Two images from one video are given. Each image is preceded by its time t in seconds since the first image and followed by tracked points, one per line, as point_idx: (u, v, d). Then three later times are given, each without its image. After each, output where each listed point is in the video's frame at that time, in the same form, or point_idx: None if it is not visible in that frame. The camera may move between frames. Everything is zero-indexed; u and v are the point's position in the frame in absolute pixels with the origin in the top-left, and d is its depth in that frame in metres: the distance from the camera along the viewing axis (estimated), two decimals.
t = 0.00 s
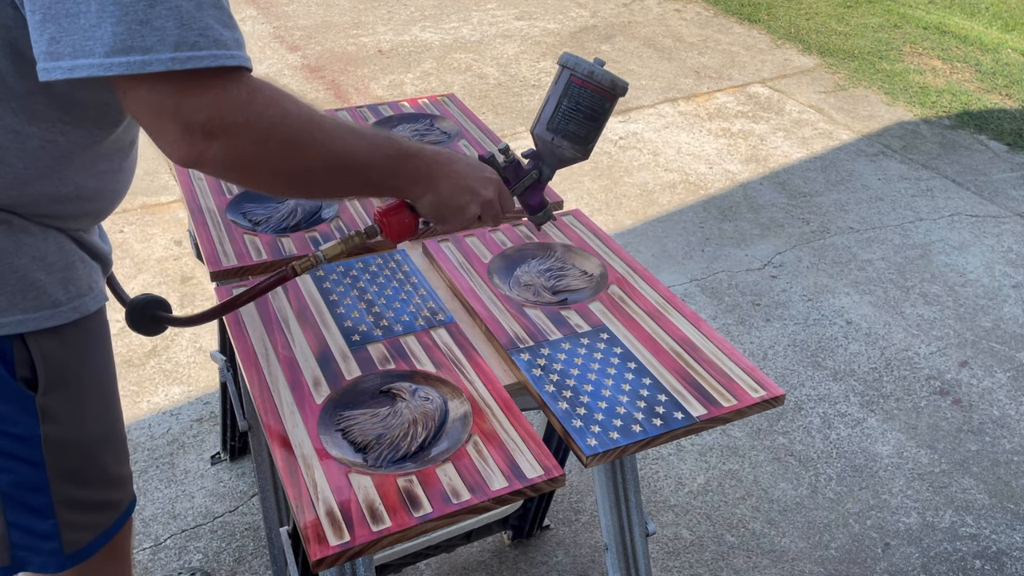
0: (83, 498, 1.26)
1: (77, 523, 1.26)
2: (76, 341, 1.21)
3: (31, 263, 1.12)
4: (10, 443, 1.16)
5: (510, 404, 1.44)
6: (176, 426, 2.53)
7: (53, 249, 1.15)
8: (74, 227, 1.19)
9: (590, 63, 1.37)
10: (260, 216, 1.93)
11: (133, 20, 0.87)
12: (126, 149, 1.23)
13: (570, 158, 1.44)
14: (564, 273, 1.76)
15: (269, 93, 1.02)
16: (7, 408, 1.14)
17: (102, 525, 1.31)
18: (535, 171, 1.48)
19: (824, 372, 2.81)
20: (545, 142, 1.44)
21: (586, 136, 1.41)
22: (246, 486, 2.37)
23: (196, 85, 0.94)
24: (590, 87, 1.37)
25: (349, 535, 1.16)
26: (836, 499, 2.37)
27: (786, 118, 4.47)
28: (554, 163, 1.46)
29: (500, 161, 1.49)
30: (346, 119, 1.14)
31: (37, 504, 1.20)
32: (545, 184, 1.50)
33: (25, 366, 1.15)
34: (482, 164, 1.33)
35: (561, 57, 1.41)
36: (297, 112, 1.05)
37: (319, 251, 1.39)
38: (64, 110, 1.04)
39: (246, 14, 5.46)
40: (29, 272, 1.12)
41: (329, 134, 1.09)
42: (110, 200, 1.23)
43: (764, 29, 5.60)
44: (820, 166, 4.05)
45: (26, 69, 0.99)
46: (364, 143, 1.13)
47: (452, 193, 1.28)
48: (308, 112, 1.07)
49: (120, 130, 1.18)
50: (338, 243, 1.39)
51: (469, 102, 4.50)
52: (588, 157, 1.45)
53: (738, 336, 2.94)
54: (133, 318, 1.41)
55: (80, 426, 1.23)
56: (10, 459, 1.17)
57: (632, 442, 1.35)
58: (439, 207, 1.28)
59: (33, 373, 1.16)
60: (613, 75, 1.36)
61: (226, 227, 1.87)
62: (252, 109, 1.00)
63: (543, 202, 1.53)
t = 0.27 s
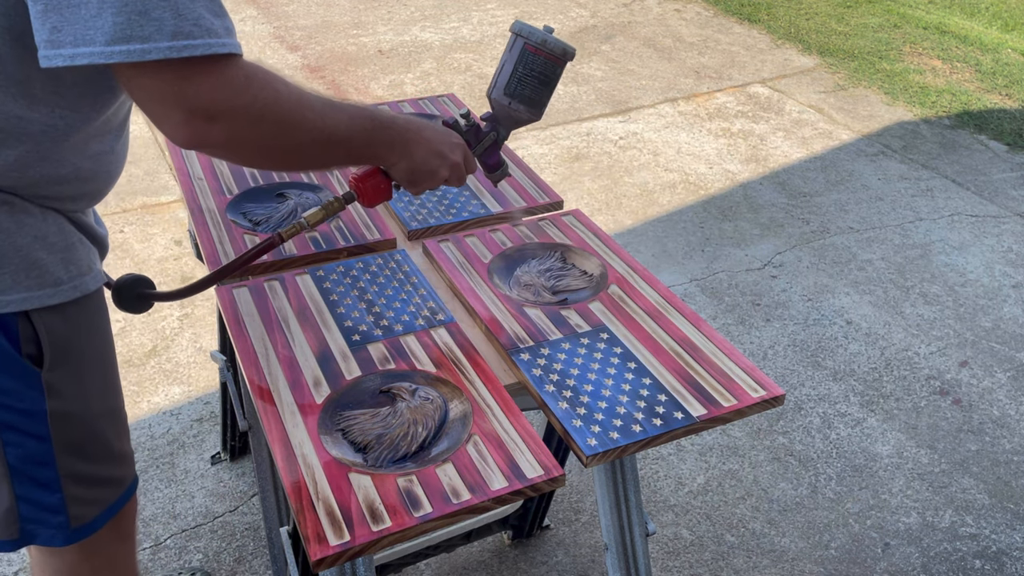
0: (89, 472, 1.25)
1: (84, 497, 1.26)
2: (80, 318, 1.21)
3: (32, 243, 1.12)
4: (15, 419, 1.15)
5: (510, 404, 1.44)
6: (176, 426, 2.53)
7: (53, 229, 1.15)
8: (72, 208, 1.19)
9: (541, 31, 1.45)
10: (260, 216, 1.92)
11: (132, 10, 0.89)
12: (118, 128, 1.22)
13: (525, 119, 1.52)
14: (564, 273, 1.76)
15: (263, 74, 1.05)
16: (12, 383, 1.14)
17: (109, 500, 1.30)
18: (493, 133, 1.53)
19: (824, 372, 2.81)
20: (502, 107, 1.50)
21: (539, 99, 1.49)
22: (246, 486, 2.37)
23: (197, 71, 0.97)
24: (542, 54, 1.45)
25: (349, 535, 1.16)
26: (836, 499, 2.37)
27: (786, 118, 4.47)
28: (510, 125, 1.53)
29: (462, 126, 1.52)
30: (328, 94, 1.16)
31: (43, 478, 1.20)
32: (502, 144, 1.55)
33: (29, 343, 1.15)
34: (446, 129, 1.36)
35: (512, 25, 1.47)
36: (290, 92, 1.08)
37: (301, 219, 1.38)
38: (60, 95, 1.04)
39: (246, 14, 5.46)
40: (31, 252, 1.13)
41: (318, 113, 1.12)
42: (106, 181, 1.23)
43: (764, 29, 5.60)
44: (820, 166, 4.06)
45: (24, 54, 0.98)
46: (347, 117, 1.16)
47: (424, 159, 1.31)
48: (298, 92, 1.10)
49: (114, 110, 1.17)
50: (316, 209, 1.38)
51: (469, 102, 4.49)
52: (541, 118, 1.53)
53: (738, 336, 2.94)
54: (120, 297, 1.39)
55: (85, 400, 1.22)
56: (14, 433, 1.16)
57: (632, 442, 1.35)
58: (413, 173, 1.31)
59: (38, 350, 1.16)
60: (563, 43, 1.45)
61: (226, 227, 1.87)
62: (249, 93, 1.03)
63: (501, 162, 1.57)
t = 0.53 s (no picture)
0: (100, 464, 1.25)
1: (96, 488, 1.26)
2: (89, 310, 1.21)
3: (40, 236, 1.13)
4: (25, 410, 1.15)
5: (510, 404, 1.44)
6: (177, 426, 2.53)
7: (60, 223, 1.15)
8: (74, 203, 1.19)
9: (519, 8, 1.40)
10: (260, 215, 1.92)
11: (135, 10, 0.91)
12: (116, 123, 1.22)
13: (497, 91, 1.50)
14: (564, 273, 1.76)
15: (261, 70, 1.06)
16: (22, 374, 1.14)
17: (121, 491, 1.30)
18: (467, 104, 1.50)
19: (824, 372, 2.81)
20: (476, 80, 1.47)
21: (512, 73, 1.46)
22: (246, 486, 2.37)
23: (196, 70, 0.99)
24: (520, 32, 1.41)
25: (349, 535, 1.16)
26: (836, 499, 2.37)
27: (786, 118, 4.47)
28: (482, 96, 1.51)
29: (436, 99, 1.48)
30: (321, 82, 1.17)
31: (55, 469, 1.21)
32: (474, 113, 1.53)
33: (40, 335, 1.15)
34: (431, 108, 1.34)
35: None
36: (289, 87, 1.10)
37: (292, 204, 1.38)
38: (63, 90, 1.04)
39: (246, 14, 5.46)
40: (38, 244, 1.13)
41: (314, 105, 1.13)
42: (107, 175, 1.23)
43: (764, 29, 5.60)
44: (820, 166, 4.05)
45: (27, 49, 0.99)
46: (340, 107, 1.17)
47: (411, 142, 1.31)
48: (294, 84, 1.11)
49: (116, 103, 1.17)
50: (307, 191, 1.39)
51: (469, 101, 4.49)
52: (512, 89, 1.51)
53: (738, 336, 2.94)
54: (117, 295, 1.42)
55: (95, 392, 1.22)
56: (25, 424, 1.16)
57: (632, 442, 1.35)
58: (399, 154, 1.32)
59: (48, 343, 1.16)
60: (540, 19, 1.41)
61: (226, 227, 1.87)
62: (246, 90, 1.05)
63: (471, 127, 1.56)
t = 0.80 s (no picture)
0: (98, 479, 1.25)
1: (94, 503, 1.25)
2: (89, 325, 1.21)
3: (41, 250, 1.13)
4: (24, 425, 1.15)
5: (510, 404, 1.44)
6: (176, 426, 2.53)
7: (62, 235, 1.16)
8: (78, 215, 1.19)
9: (536, 7, 1.41)
10: (259, 216, 1.92)
11: (145, 23, 0.89)
12: (122, 134, 1.22)
13: (515, 93, 1.52)
14: (564, 273, 1.76)
15: (274, 80, 1.04)
16: (21, 391, 1.14)
17: (119, 506, 1.30)
18: (485, 107, 1.53)
19: (824, 372, 2.81)
20: (494, 81, 1.50)
21: (530, 74, 1.48)
22: (246, 486, 2.37)
23: (209, 82, 0.96)
24: (537, 31, 1.42)
25: (350, 535, 1.16)
26: (836, 499, 2.37)
27: (786, 118, 4.47)
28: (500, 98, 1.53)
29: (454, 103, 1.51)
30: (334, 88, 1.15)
31: (54, 484, 1.20)
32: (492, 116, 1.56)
33: (39, 350, 1.15)
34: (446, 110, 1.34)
35: None
36: (301, 96, 1.08)
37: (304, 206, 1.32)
38: (67, 102, 1.03)
39: (246, 14, 5.46)
40: (40, 258, 1.13)
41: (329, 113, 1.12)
42: (111, 187, 1.23)
43: (764, 29, 5.60)
44: (820, 166, 4.06)
45: (32, 60, 0.98)
46: (354, 113, 1.15)
47: (424, 145, 1.29)
48: (308, 93, 1.09)
49: (121, 115, 1.16)
50: (318, 194, 1.33)
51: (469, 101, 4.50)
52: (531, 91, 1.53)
53: (738, 336, 2.94)
54: (127, 302, 1.35)
55: (94, 405, 1.22)
56: (24, 440, 1.16)
57: (632, 442, 1.35)
58: (414, 158, 1.30)
59: (48, 357, 1.16)
60: (558, 19, 1.41)
61: (226, 227, 1.87)
62: (261, 100, 1.02)
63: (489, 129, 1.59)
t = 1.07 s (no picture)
0: (98, 504, 1.26)
1: (93, 528, 1.27)
2: (92, 350, 1.21)
3: (44, 274, 1.12)
4: (22, 452, 1.16)
5: (510, 404, 1.44)
6: (177, 426, 2.53)
7: (67, 259, 1.15)
8: (84, 237, 1.19)
9: (588, 59, 1.43)
10: (260, 215, 1.93)
11: (150, 44, 0.86)
12: (137, 156, 1.22)
13: (564, 148, 1.52)
14: (565, 273, 1.76)
15: (287, 109, 1.02)
16: (20, 417, 1.15)
17: (120, 531, 1.31)
18: (530, 159, 1.55)
19: (824, 372, 2.81)
20: (541, 134, 1.51)
21: (580, 129, 1.48)
22: (246, 486, 2.36)
23: (218, 108, 0.94)
24: (588, 83, 1.43)
25: (350, 535, 1.16)
26: (836, 499, 2.37)
27: (786, 118, 4.47)
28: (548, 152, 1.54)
29: (498, 152, 1.53)
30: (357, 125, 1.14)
31: (52, 510, 1.21)
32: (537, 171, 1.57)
33: (39, 376, 1.16)
34: (477, 157, 1.34)
35: (560, 49, 1.46)
36: (315, 126, 1.06)
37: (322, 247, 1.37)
38: (72, 121, 1.02)
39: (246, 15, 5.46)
40: (42, 282, 1.12)
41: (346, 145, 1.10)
42: (120, 209, 1.23)
43: (764, 29, 5.60)
44: (820, 166, 4.06)
45: (34, 79, 0.97)
46: (375, 150, 1.14)
47: (455, 191, 1.30)
48: (326, 124, 1.08)
49: (134, 141, 1.14)
50: (341, 236, 1.37)
51: (469, 101, 4.50)
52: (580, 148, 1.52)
53: (738, 336, 2.94)
54: (135, 326, 1.39)
55: (96, 433, 1.23)
56: (22, 466, 1.17)
57: (632, 442, 1.35)
58: (443, 204, 1.31)
59: (47, 384, 1.17)
60: (610, 71, 1.42)
61: (226, 227, 1.87)
62: (275, 128, 1.01)
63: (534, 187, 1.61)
